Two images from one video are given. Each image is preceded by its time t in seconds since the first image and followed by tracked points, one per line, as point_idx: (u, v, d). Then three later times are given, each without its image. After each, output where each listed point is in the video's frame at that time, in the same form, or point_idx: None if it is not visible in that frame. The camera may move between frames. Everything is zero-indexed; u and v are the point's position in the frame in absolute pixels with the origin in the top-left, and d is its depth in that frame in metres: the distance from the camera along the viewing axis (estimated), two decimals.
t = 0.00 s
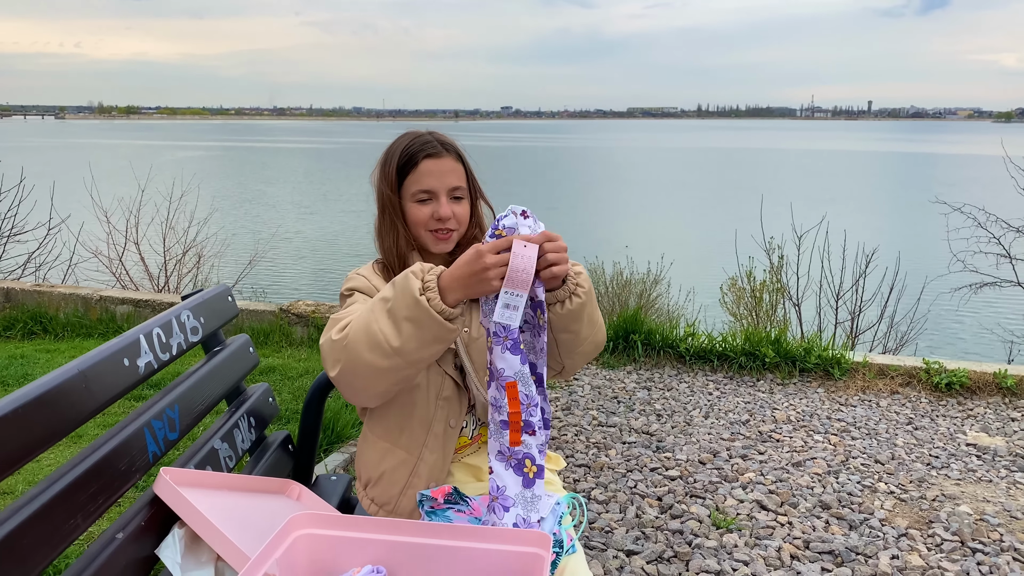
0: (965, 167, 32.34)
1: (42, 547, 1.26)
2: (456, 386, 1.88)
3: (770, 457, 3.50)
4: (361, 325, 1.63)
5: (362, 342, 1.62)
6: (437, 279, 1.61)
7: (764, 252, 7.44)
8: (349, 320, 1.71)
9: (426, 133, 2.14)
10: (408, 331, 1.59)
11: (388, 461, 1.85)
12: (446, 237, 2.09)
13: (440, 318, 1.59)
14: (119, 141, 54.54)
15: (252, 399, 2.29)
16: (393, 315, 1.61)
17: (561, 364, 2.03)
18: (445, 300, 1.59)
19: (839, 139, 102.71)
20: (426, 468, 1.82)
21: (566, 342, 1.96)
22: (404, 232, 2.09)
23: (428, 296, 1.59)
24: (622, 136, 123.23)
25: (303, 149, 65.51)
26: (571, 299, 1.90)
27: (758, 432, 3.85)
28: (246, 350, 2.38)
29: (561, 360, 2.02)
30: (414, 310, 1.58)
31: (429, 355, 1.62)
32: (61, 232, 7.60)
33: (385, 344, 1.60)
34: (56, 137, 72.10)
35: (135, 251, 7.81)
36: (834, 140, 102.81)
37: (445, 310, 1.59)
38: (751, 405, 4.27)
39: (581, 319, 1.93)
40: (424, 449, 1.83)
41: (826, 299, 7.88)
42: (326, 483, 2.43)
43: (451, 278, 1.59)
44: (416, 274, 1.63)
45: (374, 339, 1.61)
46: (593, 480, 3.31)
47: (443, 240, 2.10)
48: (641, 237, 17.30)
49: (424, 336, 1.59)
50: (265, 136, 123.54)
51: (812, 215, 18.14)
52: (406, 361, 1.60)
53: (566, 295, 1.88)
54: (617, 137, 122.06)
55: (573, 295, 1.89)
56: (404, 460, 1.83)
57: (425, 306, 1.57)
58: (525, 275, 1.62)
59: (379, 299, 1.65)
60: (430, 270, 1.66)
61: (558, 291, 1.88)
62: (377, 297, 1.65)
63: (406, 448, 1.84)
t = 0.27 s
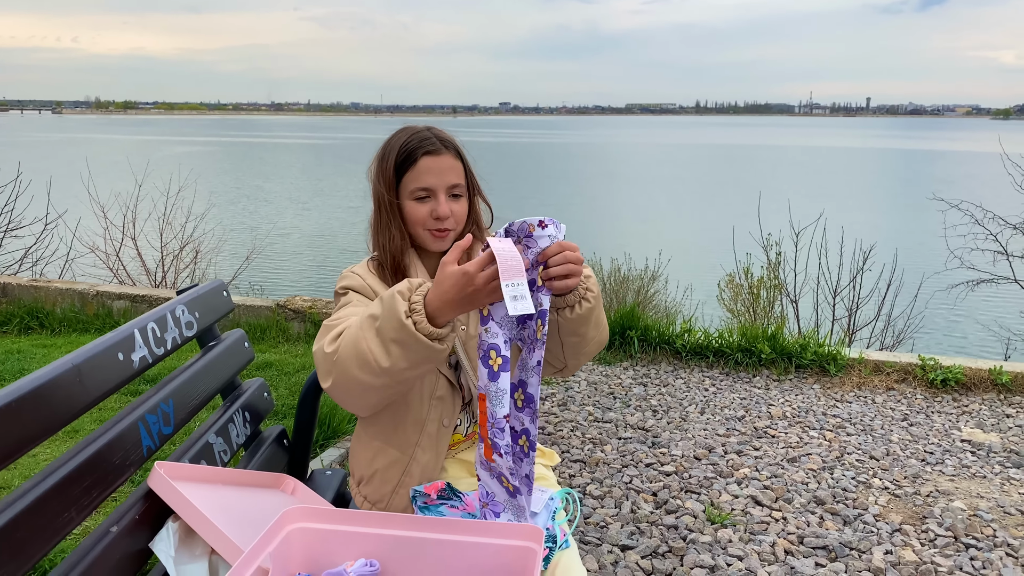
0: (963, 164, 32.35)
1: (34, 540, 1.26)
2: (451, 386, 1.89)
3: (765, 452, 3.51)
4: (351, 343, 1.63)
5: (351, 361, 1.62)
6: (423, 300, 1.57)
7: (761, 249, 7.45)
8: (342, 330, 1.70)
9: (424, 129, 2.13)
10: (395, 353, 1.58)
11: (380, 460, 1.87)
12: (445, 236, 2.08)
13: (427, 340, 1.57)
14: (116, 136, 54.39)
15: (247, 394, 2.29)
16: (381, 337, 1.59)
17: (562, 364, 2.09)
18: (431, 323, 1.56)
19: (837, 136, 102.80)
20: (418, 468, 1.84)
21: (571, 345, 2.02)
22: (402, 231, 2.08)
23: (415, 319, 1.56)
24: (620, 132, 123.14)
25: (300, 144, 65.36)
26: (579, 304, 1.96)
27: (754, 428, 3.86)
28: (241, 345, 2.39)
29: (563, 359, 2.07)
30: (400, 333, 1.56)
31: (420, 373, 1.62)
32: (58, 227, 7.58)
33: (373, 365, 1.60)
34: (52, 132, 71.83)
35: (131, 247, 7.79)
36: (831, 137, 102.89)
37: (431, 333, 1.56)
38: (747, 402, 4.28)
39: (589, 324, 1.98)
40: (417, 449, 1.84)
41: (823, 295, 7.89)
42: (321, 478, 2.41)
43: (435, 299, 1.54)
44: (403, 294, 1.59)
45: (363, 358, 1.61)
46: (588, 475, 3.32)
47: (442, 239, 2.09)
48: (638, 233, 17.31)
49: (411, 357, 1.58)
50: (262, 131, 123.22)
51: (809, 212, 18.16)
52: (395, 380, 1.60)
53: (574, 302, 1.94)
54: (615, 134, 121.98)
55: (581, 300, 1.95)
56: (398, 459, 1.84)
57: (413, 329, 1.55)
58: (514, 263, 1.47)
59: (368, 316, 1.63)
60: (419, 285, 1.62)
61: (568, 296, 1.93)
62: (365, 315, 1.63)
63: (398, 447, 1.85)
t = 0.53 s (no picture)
0: (960, 159, 32.38)
1: (29, 527, 1.26)
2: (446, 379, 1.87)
3: (759, 445, 3.52)
4: (326, 341, 1.66)
5: (325, 359, 1.64)
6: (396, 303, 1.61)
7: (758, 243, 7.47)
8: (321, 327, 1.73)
9: (418, 121, 2.13)
10: (365, 353, 1.61)
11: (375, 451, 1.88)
12: (442, 227, 2.08)
13: (394, 341, 1.60)
14: (112, 129, 54.20)
15: (242, 384, 2.30)
16: (353, 336, 1.62)
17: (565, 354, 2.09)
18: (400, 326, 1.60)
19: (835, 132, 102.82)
20: (411, 461, 1.84)
21: (573, 333, 2.04)
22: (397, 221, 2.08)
23: (383, 319, 1.60)
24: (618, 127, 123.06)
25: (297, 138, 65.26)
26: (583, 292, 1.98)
27: (748, 421, 3.88)
28: (236, 336, 2.39)
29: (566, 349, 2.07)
30: (370, 334, 1.60)
31: (389, 375, 1.64)
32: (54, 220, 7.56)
33: (345, 364, 1.62)
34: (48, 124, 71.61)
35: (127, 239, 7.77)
36: (829, 132, 102.90)
37: (401, 334, 1.60)
38: (742, 395, 4.30)
39: (592, 311, 2.01)
40: (410, 442, 1.84)
41: (820, 290, 7.91)
42: (316, 468, 2.46)
43: (408, 304, 1.59)
44: (375, 294, 1.63)
45: (337, 356, 1.64)
46: (583, 467, 3.33)
47: (439, 229, 2.08)
48: (636, 228, 17.32)
49: (380, 359, 1.61)
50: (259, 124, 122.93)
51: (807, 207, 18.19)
52: (365, 380, 1.63)
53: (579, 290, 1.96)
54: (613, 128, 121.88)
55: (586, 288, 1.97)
56: (391, 452, 1.85)
57: (380, 329, 1.59)
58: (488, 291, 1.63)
59: (343, 315, 1.66)
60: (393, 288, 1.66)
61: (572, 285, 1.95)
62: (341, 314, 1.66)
63: (392, 440, 1.85)
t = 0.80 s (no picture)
0: (958, 155, 32.41)
1: (26, 513, 1.26)
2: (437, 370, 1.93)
3: (753, 438, 3.54)
4: (307, 331, 1.70)
5: (303, 347, 1.69)
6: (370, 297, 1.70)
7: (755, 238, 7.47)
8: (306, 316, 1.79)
9: (417, 113, 2.13)
10: (342, 344, 1.68)
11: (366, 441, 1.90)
12: (435, 219, 2.07)
13: (370, 334, 1.68)
14: (109, 120, 53.98)
15: (237, 373, 2.30)
16: (333, 325, 1.69)
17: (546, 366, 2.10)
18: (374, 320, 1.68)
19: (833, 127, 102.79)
20: (403, 450, 1.86)
21: (557, 347, 2.03)
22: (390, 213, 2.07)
23: (358, 312, 1.68)
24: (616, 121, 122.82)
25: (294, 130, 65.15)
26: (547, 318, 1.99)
27: (742, 413, 3.89)
28: (231, 326, 2.38)
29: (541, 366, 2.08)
30: (348, 326, 1.67)
31: (363, 367, 1.72)
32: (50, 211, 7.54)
33: (323, 352, 1.68)
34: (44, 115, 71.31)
35: (123, 231, 7.74)
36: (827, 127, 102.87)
37: (376, 328, 1.68)
38: (736, 388, 4.31)
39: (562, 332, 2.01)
40: (401, 431, 1.86)
41: (816, 285, 7.92)
42: (311, 459, 2.48)
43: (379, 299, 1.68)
44: (353, 287, 1.71)
45: (315, 345, 1.69)
46: (578, 459, 3.34)
47: (432, 222, 2.07)
48: (633, 222, 17.31)
49: (357, 350, 1.69)
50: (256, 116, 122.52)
51: (803, 201, 18.20)
52: (339, 371, 1.69)
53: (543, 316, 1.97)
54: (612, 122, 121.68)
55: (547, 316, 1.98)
56: (383, 441, 1.87)
57: (355, 321, 1.67)
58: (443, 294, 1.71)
59: (325, 305, 1.72)
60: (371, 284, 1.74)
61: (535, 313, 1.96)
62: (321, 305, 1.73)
63: (384, 429, 1.87)
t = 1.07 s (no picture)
0: (956, 152, 32.43)
1: (22, 502, 1.27)
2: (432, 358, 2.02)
3: (748, 432, 3.55)
4: (318, 354, 1.70)
5: (316, 366, 1.71)
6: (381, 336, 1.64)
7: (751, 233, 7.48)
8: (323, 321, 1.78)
9: (416, 105, 2.13)
10: (351, 373, 1.67)
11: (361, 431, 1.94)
12: (432, 211, 2.08)
13: (378, 369, 1.66)
14: (105, 112, 53.77)
15: (234, 364, 2.30)
16: (343, 353, 1.67)
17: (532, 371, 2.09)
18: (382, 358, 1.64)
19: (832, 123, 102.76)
20: (398, 437, 1.91)
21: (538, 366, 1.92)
22: (388, 204, 2.08)
23: (366, 348, 1.65)
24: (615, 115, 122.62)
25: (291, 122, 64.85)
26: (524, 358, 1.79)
27: (738, 408, 3.91)
28: (228, 318, 2.38)
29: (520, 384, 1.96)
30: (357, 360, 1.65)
31: (375, 392, 1.73)
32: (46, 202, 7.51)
33: (334, 376, 1.69)
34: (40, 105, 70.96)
35: (120, 223, 7.73)
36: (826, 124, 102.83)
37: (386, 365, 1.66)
38: (733, 383, 4.32)
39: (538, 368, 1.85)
40: (396, 420, 1.89)
41: (813, 281, 7.94)
42: (307, 448, 2.48)
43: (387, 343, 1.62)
44: (365, 319, 1.67)
45: (326, 365, 1.70)
46: (573, 453, 3.35)
47: (430, 214, 2.08)
48: (630, 217, 17.31)
49: (367, 380, 1.68)
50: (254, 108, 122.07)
51: (801, 197, 18.21)
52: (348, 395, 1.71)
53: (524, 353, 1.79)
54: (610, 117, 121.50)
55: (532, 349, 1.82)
56: (378, 430, 1.90)
57: (364, 356, 1.64)
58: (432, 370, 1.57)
59: (338, 327, 1.70)
60: (386, 313, 1.69)
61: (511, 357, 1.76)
62: (334, 326, 1.70)
63: (380, 418, 1.90)
